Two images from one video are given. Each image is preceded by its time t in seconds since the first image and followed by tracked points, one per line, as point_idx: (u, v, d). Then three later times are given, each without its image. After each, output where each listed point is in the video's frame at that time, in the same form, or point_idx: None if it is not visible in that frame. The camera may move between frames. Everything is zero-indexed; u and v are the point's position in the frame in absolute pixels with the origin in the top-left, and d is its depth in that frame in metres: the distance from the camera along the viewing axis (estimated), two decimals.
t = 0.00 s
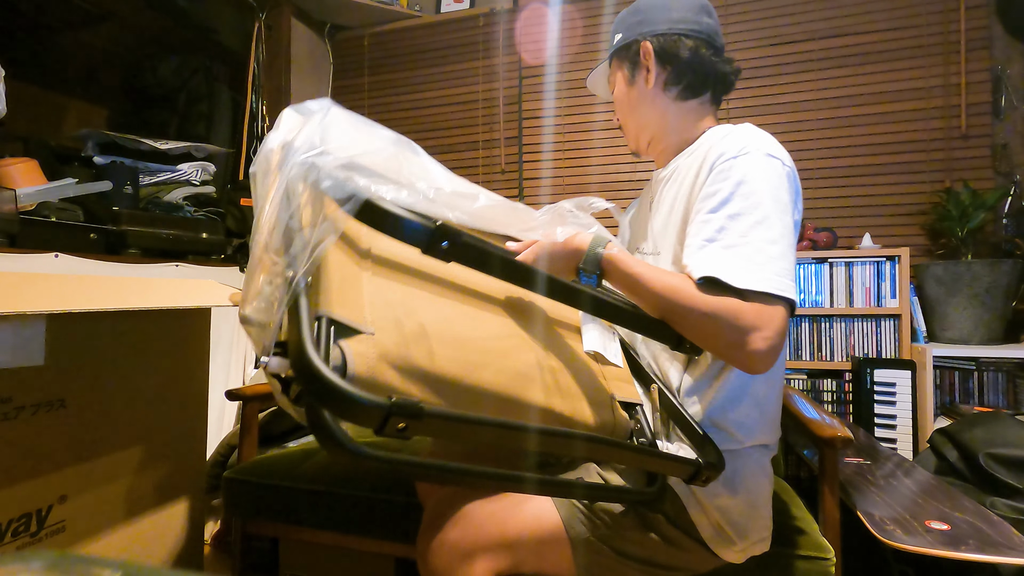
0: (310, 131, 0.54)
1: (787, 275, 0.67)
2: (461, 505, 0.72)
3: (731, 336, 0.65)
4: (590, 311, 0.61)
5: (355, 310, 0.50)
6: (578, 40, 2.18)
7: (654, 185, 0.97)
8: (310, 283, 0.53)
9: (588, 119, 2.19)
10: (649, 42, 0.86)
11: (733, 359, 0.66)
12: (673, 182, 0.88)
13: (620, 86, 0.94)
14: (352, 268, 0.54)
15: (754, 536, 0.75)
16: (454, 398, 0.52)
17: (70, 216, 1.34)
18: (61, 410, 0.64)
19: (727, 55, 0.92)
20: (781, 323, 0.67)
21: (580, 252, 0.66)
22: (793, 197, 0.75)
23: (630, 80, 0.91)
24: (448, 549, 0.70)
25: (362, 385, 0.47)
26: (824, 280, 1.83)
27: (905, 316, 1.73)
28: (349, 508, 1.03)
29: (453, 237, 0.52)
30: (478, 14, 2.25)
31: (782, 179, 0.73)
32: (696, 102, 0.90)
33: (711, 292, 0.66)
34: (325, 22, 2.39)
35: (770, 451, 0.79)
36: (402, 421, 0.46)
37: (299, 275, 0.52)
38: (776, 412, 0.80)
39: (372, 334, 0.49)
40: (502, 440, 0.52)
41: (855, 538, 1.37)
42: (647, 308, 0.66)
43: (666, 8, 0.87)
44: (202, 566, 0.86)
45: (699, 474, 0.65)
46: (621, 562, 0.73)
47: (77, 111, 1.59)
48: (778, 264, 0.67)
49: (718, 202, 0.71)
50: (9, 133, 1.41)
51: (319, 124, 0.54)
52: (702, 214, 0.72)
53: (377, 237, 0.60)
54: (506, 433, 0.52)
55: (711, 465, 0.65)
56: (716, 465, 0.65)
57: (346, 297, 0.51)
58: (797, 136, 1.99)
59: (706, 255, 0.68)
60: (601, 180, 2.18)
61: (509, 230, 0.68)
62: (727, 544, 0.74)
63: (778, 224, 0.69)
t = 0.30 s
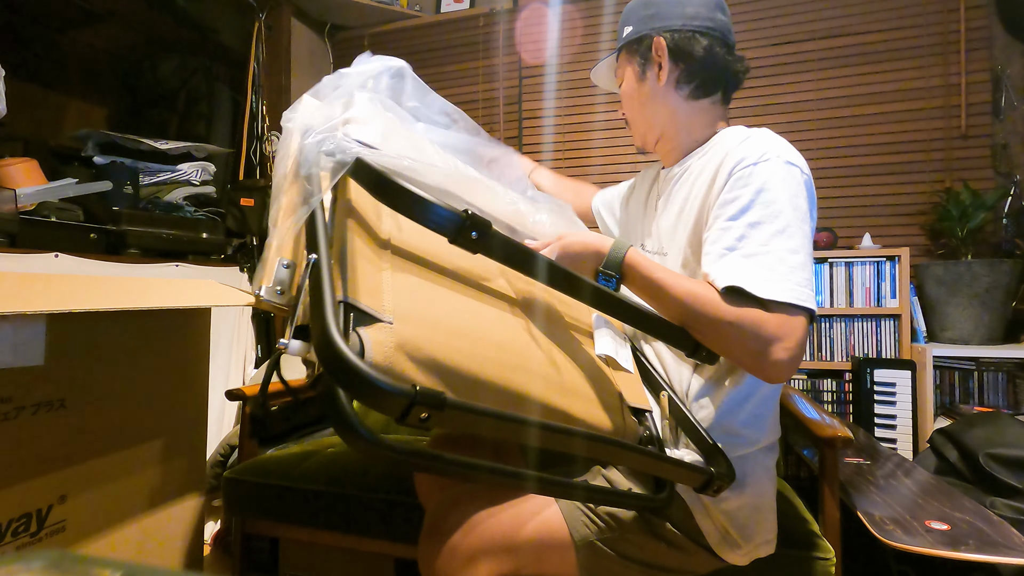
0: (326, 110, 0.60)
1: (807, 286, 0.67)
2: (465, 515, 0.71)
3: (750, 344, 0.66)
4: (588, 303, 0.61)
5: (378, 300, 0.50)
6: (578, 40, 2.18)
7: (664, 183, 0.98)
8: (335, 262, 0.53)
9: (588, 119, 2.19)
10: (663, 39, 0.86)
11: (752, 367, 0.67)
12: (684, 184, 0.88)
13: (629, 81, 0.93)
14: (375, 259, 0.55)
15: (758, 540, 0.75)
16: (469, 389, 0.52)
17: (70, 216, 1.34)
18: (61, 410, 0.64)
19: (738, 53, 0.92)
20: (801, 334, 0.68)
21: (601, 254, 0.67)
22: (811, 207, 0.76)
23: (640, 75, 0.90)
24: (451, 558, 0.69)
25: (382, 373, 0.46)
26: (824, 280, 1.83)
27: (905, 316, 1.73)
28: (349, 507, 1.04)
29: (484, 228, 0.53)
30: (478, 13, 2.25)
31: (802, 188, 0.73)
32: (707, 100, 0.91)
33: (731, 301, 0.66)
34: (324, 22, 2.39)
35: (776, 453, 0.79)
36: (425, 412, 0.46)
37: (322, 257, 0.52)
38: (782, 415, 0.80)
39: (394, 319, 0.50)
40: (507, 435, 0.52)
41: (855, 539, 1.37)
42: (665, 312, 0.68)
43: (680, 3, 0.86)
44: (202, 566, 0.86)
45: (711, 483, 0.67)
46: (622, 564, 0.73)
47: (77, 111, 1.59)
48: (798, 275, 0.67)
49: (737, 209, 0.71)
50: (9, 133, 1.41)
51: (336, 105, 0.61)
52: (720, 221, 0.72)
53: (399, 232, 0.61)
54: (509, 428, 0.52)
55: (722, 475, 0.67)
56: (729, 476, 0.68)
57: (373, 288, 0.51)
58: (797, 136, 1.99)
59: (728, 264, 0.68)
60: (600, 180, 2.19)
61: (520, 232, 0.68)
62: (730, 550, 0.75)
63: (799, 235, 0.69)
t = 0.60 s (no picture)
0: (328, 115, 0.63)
1: (805, 290, 0.67)
2: (464, 508, 0.71)
3: (746, 348, 0.66)
4: (588, 303, 0.61)
5: (379, 299, 0.51)
6: (578, 40, 2.18)
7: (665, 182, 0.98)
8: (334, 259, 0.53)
9: (588, 119, 2.19)
10: (672, 35, 0.86)
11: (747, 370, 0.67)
12: (687, 187, 0.88)
13: (633, 74, 0.92)
14: (375, 258, 0.55)
15: (758, 543, 0.75)
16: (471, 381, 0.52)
17: (70, 216, 1.34)
18: (61, 411, 0.63)
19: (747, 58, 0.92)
20: (800, 338, 0.67)
21: (601, 255, 0.68)
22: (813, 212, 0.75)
23: (645, 68, 0.89)
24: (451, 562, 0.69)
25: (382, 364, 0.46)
26: (824, 280, 1.83)
27: (905, 316, 1.73)
28: (349, 507, 1.04)
29: (480, 227, 0.53)
30: (478, 13, 2.25)
31: (803, 192, 0.73)
32: (710, 104, 0.91)
33: (728, 305, 0.66)
34: (324, 22, 2.38)
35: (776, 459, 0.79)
36: (418, 399, 0.46)
37: (321, 250, 0.52)
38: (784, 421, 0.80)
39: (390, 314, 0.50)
40: (503, 426, 0.52)
41: (855, 538, 1.37)
42: (661, 314, 0.68)
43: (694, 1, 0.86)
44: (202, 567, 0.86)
45: (711, 484, 0.67)
46: (622, 564, 0.74)
47: (77, 111, 1.59)
48: (796, 279, 0.67)
49: (739, 212, 0.71)
50: (9, 133, 1.41)
51: (342, 111, 0.63)
52: (723, 223, 0.72)
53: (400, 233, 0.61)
54: (506, 422, 0.52)
55: (722, 476, 0.68)
56: (725, 476, 0.68)
57: (373, 284, 0.52)
58: (797, 136, 1.99)
59: (727, 266, 0.68)
60: (601, 180, 2.19)
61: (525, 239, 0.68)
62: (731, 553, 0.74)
63: (799, 239, 0.69)
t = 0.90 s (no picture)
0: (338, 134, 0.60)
1: (798, 284, 0.67)
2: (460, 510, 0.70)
3: (729, 340, 0.64)
4: (588, 305, 0.61)
5: (369, 289, 0.51)
6: (578, 40, 2.18)
7: (667, 182, 0.98)
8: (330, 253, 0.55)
9: (588, 119, 2.19)
10: (686, 33, 0.85)
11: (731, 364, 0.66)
12: (688, 188, 0.89)
13: (643, 70, 0.91)
14: (371, 252, 0.56)
15: (757, 542, 0.75)
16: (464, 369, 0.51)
17: (70, 216, 1.34)
18: (61, 410, 0.63)
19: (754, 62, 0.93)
20: (788, 332, 0.66)
21: (590, 256, 0.69)
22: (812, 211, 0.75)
23: (657, 65, 0.89)
24: (446, 563, 0.68)
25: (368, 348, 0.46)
26: (824, 280, 1.83)
27: (905, 316, 1.73)
28: (349, 507, 1.04)
29: (451, 214, 0.53)
30: (478, 14, 2.25)
31: (802, 190, 0.73)
32: (717, 105, 0.91)
33: (714, 299, 0.66)
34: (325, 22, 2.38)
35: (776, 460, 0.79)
36: (381, 365, 0.45)
37: (313, 246, 0.55)
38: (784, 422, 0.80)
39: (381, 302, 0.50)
40: (501, 415, 0.51)
41: (855, 538, 1.37)
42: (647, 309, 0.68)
43: None
44: (202, 567, 0.86)
45: (696, 478, 0.64)
46: (622, 564, 0.74)
47: (77, 111, 1.60)
48: (787, 273, 0.67)
49: (735, 205, 0.71)
50: (9, 133, 1.41)
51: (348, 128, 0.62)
52: (719, 218, 0.72)
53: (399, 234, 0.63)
54: (507, 410, 0.51)
55: (710, 471, 0.64)
56: (712, 472, 0.64)
57: (364, 274, 0.53)
58: (797, 136, 1.99)
59: (719, 258, 0.68)
60: (601, 180, 2.19)
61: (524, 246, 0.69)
62: (732, 550, 0.74)
63: (792, 234, 0.69)
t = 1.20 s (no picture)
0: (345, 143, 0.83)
1: (788, 285, 0.67)
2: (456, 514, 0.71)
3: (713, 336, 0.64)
4: (587, 317, 0.62)
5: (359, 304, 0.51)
6: (578, 40, 2.18)
7: (667, 184, 0.98)
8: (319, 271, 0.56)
9: (588, 119, 2.19)
10: (682, 36, 0.85)
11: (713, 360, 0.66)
12: (684, 191, 0.89)
13: (642, 74, 0.92)
14: (362, 266, 0.57)
15: (755, 540, 0.75)
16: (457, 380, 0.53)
17: (70, 216, 1.34)
18: (61, 410, 0.63)
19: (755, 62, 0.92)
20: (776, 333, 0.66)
21: (578, 255, 0.66)
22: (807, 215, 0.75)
23: (655, 70, 0.89)
24: (444, 558, 0.69)
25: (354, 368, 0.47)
26: (824, 280, 1.83)
27: (905, 316, 1.73)
28: (349, 507, 1.04)
29: (426, 236, 0.55)
30: (478, 14, 2.25)
31: (796, 192, 0.73)
32: (717, 106, 0.91)
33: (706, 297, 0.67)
34: (325, 22, 2.38)
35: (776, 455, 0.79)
36: (356, 390, 0.45)
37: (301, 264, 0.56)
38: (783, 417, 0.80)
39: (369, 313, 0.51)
40: (495, 428, 0.52)
41: (855, 538, 1.37)
42: (637, 309, 0.67)
43: (705, 4, 0.85)
44: (202, 567, 0.86)
45: (680, 477, 0.63)
46: (621, 563, 0.73)
47: (77, 111, 1.60)
48: (778, 273, 0.67)
49: (729, 207, 0.71)
50: (8, 133, 1.42)
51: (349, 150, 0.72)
52: (714, 218, 0.72)
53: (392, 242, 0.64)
54: (504, 423, 0.52)
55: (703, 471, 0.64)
56: (700, 470, 0.64)
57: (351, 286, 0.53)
58: (798, 137, 1.99)
59: (712, 255, 0.68)
60: (601, 180, 2.19)
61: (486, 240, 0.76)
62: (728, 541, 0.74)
63: (784, 235, 0.69)
